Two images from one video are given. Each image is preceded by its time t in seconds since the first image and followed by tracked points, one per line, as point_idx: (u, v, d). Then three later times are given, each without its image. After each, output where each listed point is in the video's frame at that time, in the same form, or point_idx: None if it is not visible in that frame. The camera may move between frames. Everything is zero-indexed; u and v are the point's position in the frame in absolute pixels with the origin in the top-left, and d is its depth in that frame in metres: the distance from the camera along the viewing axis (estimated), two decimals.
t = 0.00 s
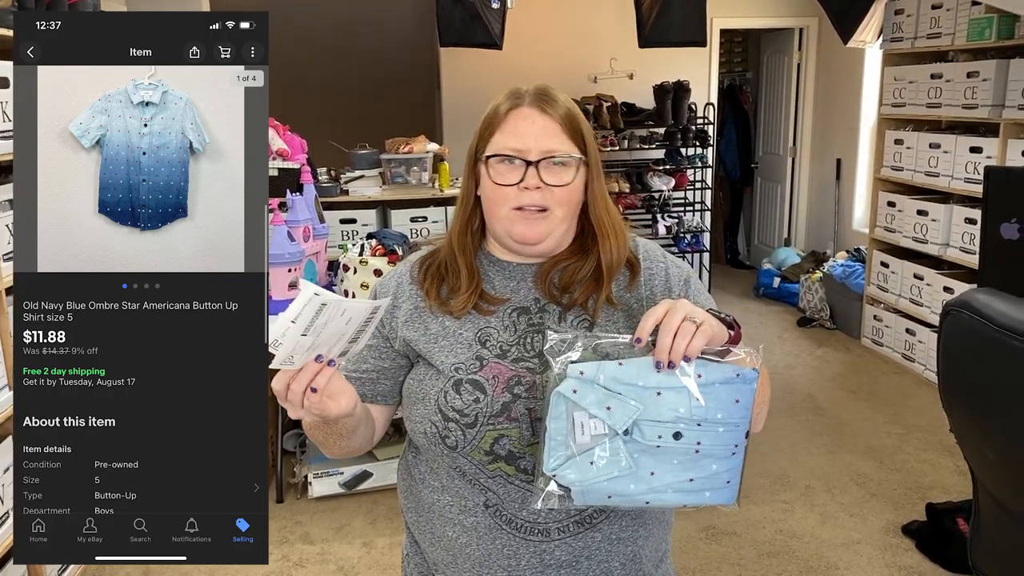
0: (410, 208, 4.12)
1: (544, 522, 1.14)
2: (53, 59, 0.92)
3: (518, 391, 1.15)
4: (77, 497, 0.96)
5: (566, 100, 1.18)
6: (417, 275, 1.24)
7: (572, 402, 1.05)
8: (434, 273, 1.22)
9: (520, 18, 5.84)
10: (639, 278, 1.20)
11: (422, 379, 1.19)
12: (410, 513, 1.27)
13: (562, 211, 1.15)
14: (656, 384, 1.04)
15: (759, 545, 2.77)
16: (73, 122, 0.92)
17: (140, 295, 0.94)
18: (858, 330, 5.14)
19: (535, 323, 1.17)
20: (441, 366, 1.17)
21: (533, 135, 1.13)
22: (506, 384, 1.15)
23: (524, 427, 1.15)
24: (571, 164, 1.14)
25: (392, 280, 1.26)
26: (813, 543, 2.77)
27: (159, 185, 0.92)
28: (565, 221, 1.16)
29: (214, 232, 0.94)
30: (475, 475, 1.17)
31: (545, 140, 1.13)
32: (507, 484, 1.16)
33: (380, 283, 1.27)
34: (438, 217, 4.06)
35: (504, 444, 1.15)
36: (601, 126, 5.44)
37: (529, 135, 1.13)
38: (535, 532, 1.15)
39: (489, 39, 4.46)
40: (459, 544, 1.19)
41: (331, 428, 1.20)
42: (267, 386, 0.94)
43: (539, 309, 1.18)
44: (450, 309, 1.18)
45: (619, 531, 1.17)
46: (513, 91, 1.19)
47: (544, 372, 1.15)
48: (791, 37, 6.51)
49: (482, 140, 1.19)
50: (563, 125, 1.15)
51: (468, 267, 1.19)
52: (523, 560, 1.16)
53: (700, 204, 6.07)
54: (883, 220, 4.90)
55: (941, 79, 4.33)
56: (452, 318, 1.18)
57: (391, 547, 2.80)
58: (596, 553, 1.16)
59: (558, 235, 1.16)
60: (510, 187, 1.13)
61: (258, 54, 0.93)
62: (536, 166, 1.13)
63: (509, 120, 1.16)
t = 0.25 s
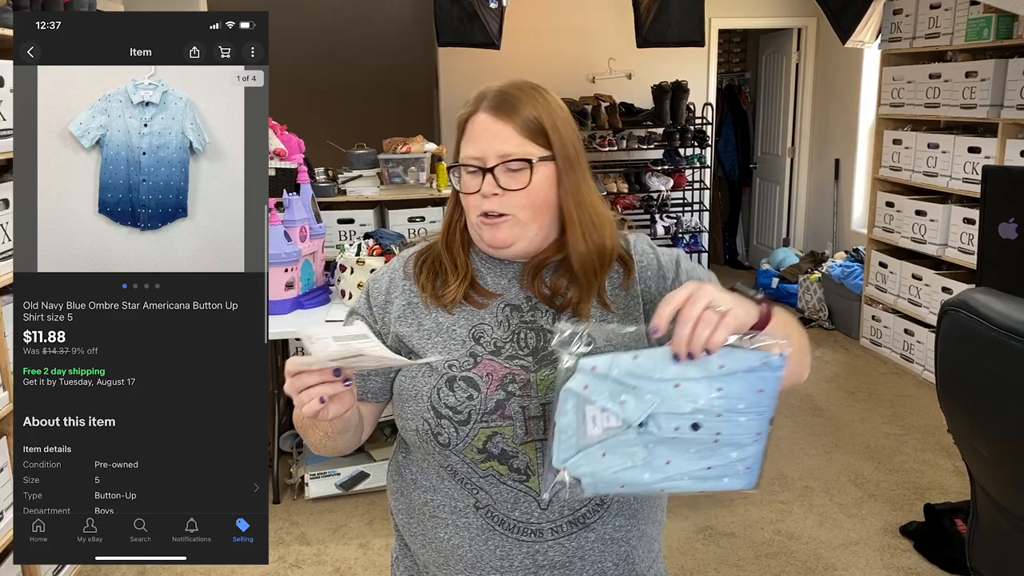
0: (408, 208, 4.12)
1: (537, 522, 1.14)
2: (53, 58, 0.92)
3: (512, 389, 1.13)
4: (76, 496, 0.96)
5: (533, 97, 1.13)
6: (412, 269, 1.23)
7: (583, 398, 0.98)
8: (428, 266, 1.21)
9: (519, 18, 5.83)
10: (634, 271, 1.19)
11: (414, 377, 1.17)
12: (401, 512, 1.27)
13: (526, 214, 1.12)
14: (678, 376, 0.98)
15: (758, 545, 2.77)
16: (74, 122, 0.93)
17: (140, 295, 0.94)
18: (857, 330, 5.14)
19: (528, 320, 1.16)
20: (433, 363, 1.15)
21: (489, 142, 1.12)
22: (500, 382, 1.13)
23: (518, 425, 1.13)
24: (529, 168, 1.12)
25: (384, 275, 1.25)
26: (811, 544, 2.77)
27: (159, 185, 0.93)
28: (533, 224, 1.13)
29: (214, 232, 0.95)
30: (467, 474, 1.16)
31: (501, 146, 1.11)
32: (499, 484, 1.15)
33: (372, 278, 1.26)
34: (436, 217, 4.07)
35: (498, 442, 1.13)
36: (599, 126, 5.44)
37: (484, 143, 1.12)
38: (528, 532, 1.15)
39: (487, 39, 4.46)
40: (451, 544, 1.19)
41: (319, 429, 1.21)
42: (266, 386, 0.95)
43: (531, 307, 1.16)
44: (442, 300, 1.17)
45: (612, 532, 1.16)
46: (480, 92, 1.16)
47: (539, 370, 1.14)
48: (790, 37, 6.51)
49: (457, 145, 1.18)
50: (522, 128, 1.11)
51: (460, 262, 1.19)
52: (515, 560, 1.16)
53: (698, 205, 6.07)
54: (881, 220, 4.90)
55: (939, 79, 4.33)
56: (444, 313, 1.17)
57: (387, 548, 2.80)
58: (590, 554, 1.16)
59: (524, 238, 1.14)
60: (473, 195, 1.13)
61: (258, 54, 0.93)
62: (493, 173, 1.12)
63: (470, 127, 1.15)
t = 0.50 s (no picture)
0: (407, 209, 4.12)
1: (528, 524, 1.14)
2: (53, 58, 0.92)
3: (501, 390, 1.13)
4: (76, 497, 0.96)
5: (500, 101, 1.14)
6: (404, 273, 1.23)
7: (594, 323, 0.98)
8: (418, 271, 1.22)
9: (518, 20, 5.84)
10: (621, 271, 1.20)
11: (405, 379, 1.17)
12: (395, 516, 1.27)
13: (510, 215, 1.13)
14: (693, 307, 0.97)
15: (757, 547, 2.77)
16: (74, 122, 0.93)
17: (139, 295, 0.94)
18: (856, 331, 5.14)
19: (518, 322, 1.16)
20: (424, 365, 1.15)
21: (460, 147, 1.13)
22: (489, 383, 1.14)
23: (507, 426, 1.13)
24: (504, 168, 1.12)
25: (378, 279, 1.26)
26: (810, 545, 2.77)
27: (159, 184, 0.93)
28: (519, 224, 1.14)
29: (213, 232, 0.95)
30: (458, 476, 1.16)
31: (475, 148, 1.12)
32: (489, 486, 1.14)
33: (366, 283, 1.27)
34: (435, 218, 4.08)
35: (487, 443, 1.14)
36: (598, 127, 5.45)
37: (456, 150, 1.13)
38: (518, 534, 1.14)
39: (486, 40, 4.46)
40: (443, 546, 1.19)
41: (326, 429, 1.22)
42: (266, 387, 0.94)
43: (522, 309, 1.17)
44: (433, 306, 1.17)
45: (604, 534, 1.16)
46: (449, 102, 1.18)
47: (529, 371, 1.14)
48: (789, 39, 6.52)
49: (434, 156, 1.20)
50: (494, 131, 1.13)
51: (449, 266, 1.19)
52: (507, 562, 1.16)
53: (697, 206, 6.07)
54: (880, 222, 4.91)
55: (938, 81, 4.34)
56: (435, 316, 1.17)
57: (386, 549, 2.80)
58: (582, 556, 1.15)
59: (513, 239, 1.15)
60: (455, 203, 1.13)
61: (258, 54, 0.94)
62: (470, 178, 1.12)
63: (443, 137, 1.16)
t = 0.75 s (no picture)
0: (408, 211, 4.13)
1: (527, 527, 1.14)
2: (53, 58, 0.92)
3: (499, 394, 1.13)
4: (76, 497, 0.96)
5: (487, 110, 1.15)
6: (403, 281, 1.24)
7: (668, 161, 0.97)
8: (416, 279, 1.22)
9: (519, 23, 5.85)
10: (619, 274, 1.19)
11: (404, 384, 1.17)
12: (396, 519, 1.27)
13: (505, 219, 1.13)
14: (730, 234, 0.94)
15: (757, 548, 2.76)
16: (74, 122, 0.93)
17: (139, 295, 0.94)
18: (856, 333, 5.14)
19: (515, 325, 1.16)
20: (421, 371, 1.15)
21: (451, 155, 1.13)
22: (487, 387, 1.13)
23: (505, 430, 1.13)
24: (493, 173, 1.12)
25: (378, 286, 1.26)
26: (810, 547, 2.77)
27: (159, 184, 0.93)
28: (514, 228, 1.14)
29: (213, 232, 0.95)
30: (456, 480, 1.16)
31: (466, 156, 1.12)
32: (488, 489, 1.14)
33: (367, 289, 1.27)
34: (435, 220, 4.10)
35: (485, 447, 1.13)
36: (598, 129, 5.46)
37: (448, 159, 1.13)
38: (518, 537, 1.14)
39: (486, 42, 4.47)
40: (444, 549, 1.19)
41: (334, 438, 1.21)
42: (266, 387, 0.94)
43: (518, 313, 1.16)
44: (431, 313, 1.17)
45: (603, 536, 1.15)
46: (440, 113, 1.18)
47: (527, 375, 1.13)
48: (789, 41, 6.53)
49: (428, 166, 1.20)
50: (484, 139, 1.13)
51: (447, 274, 1.19)
52: (507, 564, 1.16)
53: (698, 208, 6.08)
54: (880, 224, 4.91)
55: (938, 83, 4.34)
56: (433, 322, 1.17)
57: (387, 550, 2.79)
58: (581, 559, 1.15)
59: (509, 243, 1.14)
60: (447, 211, 1.13)
61: (258, 54, 0.94)
62: (461, 185, 1.12)
63: (434, 147, 1.16)
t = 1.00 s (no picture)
0: (409, 211, 4.13)
1: (531, 528, 1.13)
2: (53, 58, 0.92)
3: (502, 395, 1.13)
4: (77, 496, 0.96)
5: (493, 108, 1.15)
6: (405, 281, 1.24)
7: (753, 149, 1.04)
8: (418, 279, 1.22)
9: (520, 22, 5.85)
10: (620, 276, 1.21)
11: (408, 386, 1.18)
12: (398, 522, 1.26)
13: (511, 218, 1.15)
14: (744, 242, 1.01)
15: (758, 548, 2.76)
16: (73, 122, 0.93)
17: (139, 295, 0.94)
18: (857, 333, 5.13)
19: (518, 327, 1.16)
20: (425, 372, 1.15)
21: (456, 154, 1.13)
22: (491, 389, 1.13)
23: (508, 431, 1.13)
24: (498, 173, 1.13)
25: (378, 287, 1.26)
26: (811, 547, 2.77)
27: (158, 184, 0.93)
28: (518, 228, 1.16)
29: (213, 232, 0.94)
30: (460, 482, 1.15)
31: (472, 155, 1.12)
32: (492, 491, 1.14)
33: (367, 290, 1.27)
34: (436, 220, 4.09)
35: (489, 449, 1.13)
36: (599, 129, 5.46)
37: (452, 158, 1.13)
38: (521, 539, 1.14)
39: (487, 42, 4.46)
40: (448, 552, 1.18)
41: (336, 438, 1.21)
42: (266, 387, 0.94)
43: (521, 314, 1.17)
44: (434, 314, 1.17)
45: (607, 537, 1.15)
46: (442, 111, 1.18)
47: (530, 377, 1.13)
48: (790, 41, 6.52)
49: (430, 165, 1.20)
50: (489, 137, 1.13)
51: (450, 275, 1.20)
52: (511, 566, 1.15)
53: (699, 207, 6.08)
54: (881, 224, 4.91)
55: (939, 83, 4.34)
56: (436, 324, 1.17)
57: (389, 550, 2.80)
58: (585, 560, 1.15)
59: (513, 242, 1.16)
60: (452, 211, 1.13)
61: (258, 54, 0.93)
62: (466, 185, 1.13)
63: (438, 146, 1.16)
